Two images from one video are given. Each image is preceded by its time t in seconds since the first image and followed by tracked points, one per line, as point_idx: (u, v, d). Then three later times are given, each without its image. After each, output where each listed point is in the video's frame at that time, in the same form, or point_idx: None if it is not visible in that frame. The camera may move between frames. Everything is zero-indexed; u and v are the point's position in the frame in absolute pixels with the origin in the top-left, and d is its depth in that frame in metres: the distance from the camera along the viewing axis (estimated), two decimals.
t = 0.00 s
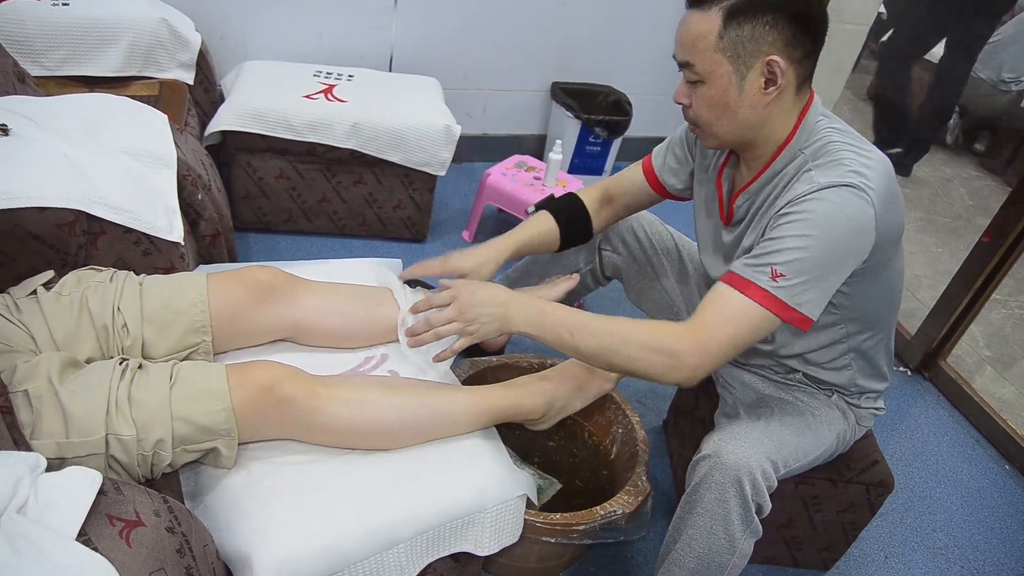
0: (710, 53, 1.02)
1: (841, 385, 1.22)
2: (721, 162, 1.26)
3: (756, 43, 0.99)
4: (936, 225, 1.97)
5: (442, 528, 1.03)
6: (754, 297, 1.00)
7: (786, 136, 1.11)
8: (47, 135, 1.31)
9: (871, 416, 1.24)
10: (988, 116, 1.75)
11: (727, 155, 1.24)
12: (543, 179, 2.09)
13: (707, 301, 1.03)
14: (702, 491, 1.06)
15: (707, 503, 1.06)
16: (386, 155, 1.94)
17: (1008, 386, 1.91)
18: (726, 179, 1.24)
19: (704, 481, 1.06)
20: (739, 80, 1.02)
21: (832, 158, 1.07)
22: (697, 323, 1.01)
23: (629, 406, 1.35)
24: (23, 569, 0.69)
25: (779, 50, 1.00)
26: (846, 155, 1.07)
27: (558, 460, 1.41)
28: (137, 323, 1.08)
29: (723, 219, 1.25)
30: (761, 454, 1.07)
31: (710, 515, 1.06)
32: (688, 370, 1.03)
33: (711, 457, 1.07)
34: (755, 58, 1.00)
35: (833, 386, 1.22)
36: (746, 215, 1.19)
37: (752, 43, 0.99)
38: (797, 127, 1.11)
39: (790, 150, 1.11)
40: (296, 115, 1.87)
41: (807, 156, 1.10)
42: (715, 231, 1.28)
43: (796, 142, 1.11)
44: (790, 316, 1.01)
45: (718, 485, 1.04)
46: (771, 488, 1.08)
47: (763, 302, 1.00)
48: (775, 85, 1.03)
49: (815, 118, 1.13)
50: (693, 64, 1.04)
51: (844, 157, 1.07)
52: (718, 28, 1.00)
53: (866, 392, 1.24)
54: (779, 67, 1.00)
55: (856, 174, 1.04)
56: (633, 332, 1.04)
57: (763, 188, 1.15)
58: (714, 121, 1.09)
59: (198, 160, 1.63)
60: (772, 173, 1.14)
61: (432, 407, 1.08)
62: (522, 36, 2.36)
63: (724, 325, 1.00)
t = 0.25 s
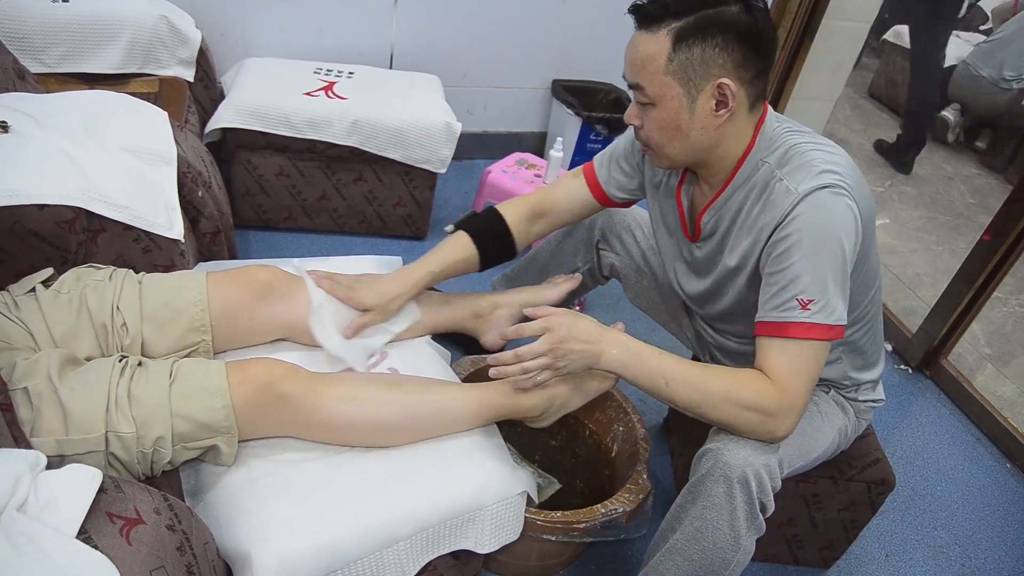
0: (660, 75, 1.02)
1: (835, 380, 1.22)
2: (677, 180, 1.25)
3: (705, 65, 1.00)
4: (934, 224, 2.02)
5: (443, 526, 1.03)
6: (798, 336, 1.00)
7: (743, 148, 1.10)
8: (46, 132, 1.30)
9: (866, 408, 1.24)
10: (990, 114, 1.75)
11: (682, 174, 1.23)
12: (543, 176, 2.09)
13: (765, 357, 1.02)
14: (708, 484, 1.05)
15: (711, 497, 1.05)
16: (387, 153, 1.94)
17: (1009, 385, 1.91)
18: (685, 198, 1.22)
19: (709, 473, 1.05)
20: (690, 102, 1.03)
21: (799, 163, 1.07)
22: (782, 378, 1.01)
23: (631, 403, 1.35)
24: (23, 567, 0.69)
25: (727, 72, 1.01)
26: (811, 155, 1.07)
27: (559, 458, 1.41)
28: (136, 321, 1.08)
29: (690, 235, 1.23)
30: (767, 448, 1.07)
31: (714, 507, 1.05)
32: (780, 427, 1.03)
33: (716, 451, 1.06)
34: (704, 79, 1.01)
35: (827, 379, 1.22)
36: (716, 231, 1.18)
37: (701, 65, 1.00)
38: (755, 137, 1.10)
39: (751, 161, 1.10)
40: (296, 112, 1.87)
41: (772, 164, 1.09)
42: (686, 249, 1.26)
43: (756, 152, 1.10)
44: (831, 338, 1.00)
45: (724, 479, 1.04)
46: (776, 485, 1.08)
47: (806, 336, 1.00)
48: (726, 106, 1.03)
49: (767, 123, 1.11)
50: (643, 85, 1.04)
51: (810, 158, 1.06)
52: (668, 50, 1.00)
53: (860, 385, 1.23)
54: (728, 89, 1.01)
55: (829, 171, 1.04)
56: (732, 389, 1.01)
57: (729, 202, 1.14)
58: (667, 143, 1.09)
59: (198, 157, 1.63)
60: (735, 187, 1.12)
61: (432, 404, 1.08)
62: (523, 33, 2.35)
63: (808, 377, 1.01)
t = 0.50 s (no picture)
0: (653, 90, 1.00)
1: (836, 377, 1.21)
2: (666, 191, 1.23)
3: (698, 78, 0.99)
4: (935, 224, 2.03)
5: (443, 527, 1.03)
6: (805, 342, 1.01)
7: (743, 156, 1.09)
8: (47, 131, 1.30)
9: (864, 403, 1.23)
10: (991, 114, 1.75)
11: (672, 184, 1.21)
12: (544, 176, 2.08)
13: (767, 362, 1.03)
14: (714, 489, 1.05)
15: (717, 501, 1.05)
16: (388, 153, 1.94)
17: (1010, 385, 1.90)
18: (679, 206, 1.21)
19: (715, 479, 1.04)
20: (685, 116, 1.02)
21: (803, 169, 1.07)
22: (785, 382, 1.01)
23: (631, 404, 1.35)
24: (24, 567, 0.69)
25: (720, 84, 1.00)
26: (814, 161, 1.08)
27: (559, 458, 1.41)
28: (137, 322, 1.08)
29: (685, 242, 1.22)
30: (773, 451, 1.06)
31: (722, 513, 1.05)
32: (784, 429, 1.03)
33: (723, 455, 1.05)
34: (698, 92, 1.00)
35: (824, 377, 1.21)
36: (713, 239, 1.16)
37: (695, 78, 0.99)
38: (755, 145, 1.10)
39: (753, 168, 1.10)
40: (297, 112, 1.87)
41: (774, 171, 1.09)
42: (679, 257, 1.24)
43: (758, 159, 1.10)
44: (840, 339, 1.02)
45: (731, 483, 1.03)
46: (781, 487, 1.07)
47: (815, 341, 1.01)
48: (720, 117, 1.02)
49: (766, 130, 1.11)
50: (636, 101, 1.03)
51: (814, 164, 1.07)
52: (659, 64, 0.99)
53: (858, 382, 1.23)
54: (723, 101, 1.00)
55: (834, 177, 1.06)
56: (736, 395, 1.01)
57: (729, 210, 1.13)
58: (662, 157, 1.08)
59: (198, 157, 1.63)
60: (736, 196, 1.11)
61: (433, 404, 1.08)
62: (524, 33, 2.35)
63: (811, 381, 1.02)
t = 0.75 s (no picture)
0: (696, 80, 1.01)
1: (843, 383, 1.21)
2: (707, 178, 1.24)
3: (742, 68, 0.99)
4: (936, 225, 2.01)
5: (444, 528, 1.03)
6: (818, 349, 1.00)
7: (786, 149, 1.09)
8: (48, 132, 1.30)
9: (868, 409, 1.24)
10: (991, 115, 1.75)
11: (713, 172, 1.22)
12: (544, 177, 2.09)
13: (781, 365, 1.03)
14: (719, 489, 1.04)
15: (722, 502, 1.04)
16: (388, 154, 1.94)
17: (1010, 385, 1.91)
18: (719, 189, 1.22)
19: (721, 479, 1.04)
20: (729, 106, 1.02)
21: (842, 176, 1.07)
22: (795, 386, 1.01)
23: (631, 404, 1.35)
24: (25, 567, 0.69)
25: (766, 74, 1.00)
26: (854, 169, 1.07)
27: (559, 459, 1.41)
28: (138, 324, 1.08)
29: (717, 226, 1.22)
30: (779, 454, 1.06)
31: (726, 514, 1.04)
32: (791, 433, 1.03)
33: (729, 455, 1.05)
34: (743, 82, 1.00)
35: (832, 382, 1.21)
36: (745, 226, 1.17)
37: (740, 69, 0.99)
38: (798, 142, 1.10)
39: (792, 165, 1.10)
40: (297, 113, 1.87)
41: (812, 172, 1.09)
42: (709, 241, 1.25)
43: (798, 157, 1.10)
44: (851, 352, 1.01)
45: (736, 484, 1.03)
46: (787, 490, 1.07)
47: (827, 350, 1.00)
48: (766, 108, 1.02)
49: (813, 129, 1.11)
50: (680, 92, 1.04)
51: (853, 173, 1.06)
52: (703, 55, 0.99)
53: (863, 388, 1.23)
54: (769, 91, 1.00)
55: (870, 189, 1.05)
56: (747, 395, 1.01)
57: (763, 201, 1.13)
58: (706, 147, 1.08)
59: (199, 158, 1.63)
60: (773, 186, 1.12)
61: (435, 406, 1.08)
62: (524, 34, 2.35)
63: (821, 387, 1.01)
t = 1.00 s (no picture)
0: (735, 64, 1.02)
1: (861, 391, 1.21)
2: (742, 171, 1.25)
3: (780, 52, 1.00)
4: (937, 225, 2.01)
5: (444, 529, 1.03)
6: (848, 347, 1.00)
7: (820, 141, 1.10)
8: (49, 134, 1.31)
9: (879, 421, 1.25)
10: (991, 116, 1.74)
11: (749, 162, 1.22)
12: (544, 178, 2.09)
13: (807, 360, 1.03)
14: (737, 502, 1.05)
15: (741, 516, 1.05)
16: (388, 155, 1.94)
17: (1010, 386, 1.91)
18: (754, 183, 1.22)
19: (740, 493, 1.04)
20: (766, 89, 1.02)
21: (875, 175, 1.06)
22: (822, 383, 1.01)
23: (632, 405, 1.35)
24: (26, 567, 0.69)
25: (803, 57, 1.00)
26: (887, 168, 1.07)
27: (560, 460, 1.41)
28: (140, 325, 1.08)
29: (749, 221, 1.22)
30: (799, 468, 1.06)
31: (744, 528, 1.05)
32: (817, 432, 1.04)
33: (748, 469, 1.05)
34: (781, 65, 1.01)
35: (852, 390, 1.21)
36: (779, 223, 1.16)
37: (778, 51, 1.00)
38: (830, 136, 1.10)
39: (824, 160, 1.10)
40: (297, 114, 1.87)
41: (845, 169, 1.08)
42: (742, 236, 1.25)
43: (830, 153, 1.10)
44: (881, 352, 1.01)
45: (755, 497, 1.03)
46: (803, 501, 1.08)
47: (857, 348, 1.00)
48: (803, 91, 1.03)
49: (845, 126, 1.11)
50: (720, 75, 1.04)
51: (886, 172, 1.06)
52: (742, 39, 1.00)
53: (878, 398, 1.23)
54: (806, 73, 1.00)
55: (903, 189, 1.04)
56: (774, 394, 1.01)
57: (798, 196, 1.13)
58: (743, 131, 1.08)
59: (200, 160, 1.63)
60: (807, 182, 1.11)
61: (436, 407, 1.08)
62: (524, 36, 2.35)
63: (848, 382, 1.01)
